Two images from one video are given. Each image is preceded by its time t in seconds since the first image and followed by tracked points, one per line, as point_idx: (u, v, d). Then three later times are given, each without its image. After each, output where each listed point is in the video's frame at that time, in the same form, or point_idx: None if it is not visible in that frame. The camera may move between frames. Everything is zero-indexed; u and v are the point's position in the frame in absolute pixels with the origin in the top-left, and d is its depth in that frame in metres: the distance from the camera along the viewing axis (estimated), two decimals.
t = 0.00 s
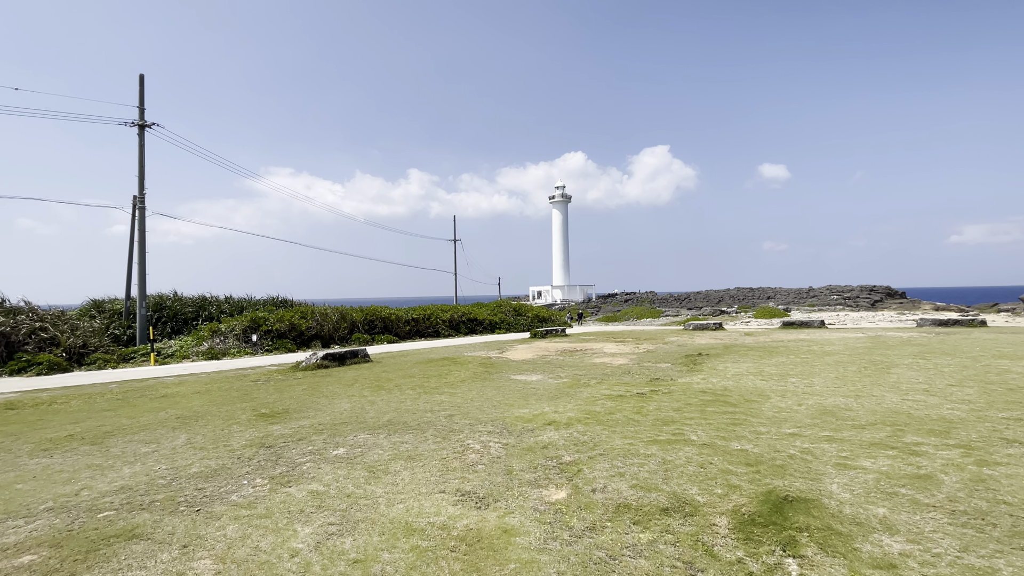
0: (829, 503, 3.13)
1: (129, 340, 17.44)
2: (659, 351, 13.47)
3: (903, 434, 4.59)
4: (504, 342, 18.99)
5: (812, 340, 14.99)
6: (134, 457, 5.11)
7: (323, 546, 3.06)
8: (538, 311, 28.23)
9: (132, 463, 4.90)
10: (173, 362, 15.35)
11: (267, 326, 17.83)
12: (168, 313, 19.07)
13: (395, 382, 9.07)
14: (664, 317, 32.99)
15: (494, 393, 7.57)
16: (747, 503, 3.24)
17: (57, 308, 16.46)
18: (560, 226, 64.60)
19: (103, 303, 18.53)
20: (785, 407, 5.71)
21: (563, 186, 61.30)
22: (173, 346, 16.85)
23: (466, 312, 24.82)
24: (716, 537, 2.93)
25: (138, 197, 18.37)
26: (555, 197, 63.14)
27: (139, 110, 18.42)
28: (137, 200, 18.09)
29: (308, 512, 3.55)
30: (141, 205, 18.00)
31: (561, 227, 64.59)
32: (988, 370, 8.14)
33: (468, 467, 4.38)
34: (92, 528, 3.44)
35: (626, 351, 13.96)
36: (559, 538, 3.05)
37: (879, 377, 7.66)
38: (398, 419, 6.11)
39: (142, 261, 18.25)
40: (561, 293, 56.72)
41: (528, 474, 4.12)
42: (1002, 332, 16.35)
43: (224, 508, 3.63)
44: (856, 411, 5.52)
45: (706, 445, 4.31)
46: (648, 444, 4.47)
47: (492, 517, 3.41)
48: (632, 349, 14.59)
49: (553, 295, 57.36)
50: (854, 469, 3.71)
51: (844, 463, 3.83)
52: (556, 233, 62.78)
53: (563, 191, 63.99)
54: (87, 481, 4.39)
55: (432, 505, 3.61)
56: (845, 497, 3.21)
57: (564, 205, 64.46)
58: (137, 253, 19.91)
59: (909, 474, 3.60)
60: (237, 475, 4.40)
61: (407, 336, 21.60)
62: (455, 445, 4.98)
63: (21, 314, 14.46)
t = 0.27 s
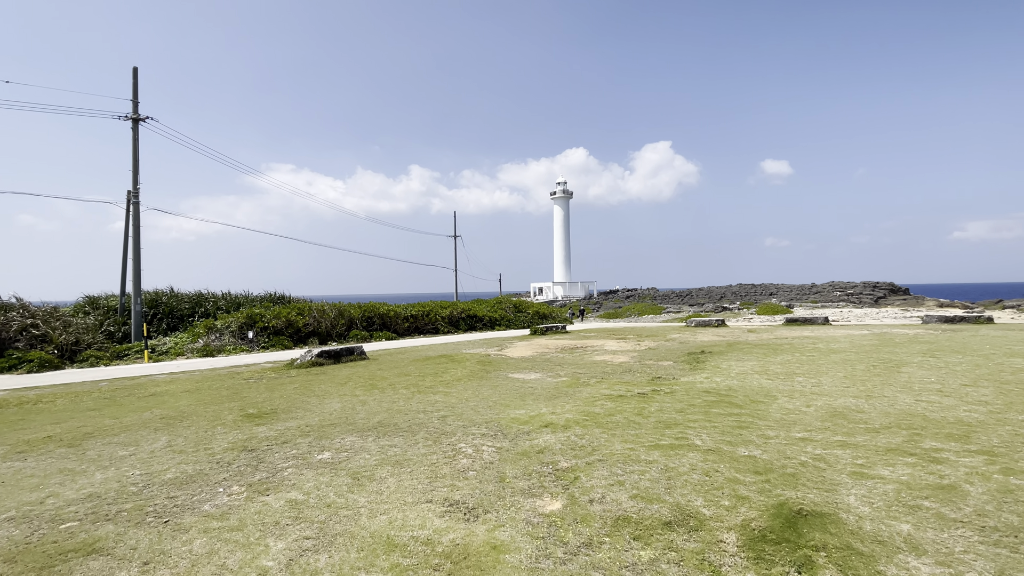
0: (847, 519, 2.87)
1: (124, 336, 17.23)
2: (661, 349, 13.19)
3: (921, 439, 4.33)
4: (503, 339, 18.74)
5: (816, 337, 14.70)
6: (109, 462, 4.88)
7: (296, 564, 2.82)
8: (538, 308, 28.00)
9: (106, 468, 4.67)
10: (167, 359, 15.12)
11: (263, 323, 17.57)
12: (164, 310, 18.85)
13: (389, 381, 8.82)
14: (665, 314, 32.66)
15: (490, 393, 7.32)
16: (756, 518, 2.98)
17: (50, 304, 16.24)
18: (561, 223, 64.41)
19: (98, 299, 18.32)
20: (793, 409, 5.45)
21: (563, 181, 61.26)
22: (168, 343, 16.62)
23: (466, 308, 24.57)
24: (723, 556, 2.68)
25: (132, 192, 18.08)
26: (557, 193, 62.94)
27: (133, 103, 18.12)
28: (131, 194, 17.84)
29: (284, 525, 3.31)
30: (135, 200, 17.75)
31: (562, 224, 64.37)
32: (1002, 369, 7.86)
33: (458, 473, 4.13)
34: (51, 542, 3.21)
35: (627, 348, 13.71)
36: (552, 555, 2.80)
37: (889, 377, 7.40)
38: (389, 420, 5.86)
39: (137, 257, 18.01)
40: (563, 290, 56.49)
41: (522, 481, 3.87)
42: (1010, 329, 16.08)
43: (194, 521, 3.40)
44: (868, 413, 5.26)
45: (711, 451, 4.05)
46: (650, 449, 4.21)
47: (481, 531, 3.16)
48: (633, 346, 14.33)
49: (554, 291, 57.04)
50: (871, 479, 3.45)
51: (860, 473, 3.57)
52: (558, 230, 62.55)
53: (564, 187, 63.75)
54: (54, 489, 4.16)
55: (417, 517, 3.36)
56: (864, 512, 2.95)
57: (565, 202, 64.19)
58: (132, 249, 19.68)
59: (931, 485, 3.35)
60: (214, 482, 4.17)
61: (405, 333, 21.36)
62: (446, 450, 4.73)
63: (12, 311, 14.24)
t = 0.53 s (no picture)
0: (872, 547, 2.60)
1: (117, 336, 16.97)
2: (663, 350, 12.90)
3: (944, 451, 4.05)
4: (502, 339, 18.45)
5: (821, 338, 14.41)
6: (80, 474, 4.61)
7: None
8: (538, 307, 27.73)
9: (75, 481, 4.41)
10: (159, 360, 14.85)
11: (258, 322, 17.29)
12: (158, 310, 18.59)
13: (383, 384, 8.54)
14: (666, 313, 32.35)
15: (486, 397, 7.04)
16: (772, 544, 2.70)
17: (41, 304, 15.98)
18: (562, 222, 64.13)
19: (92, 298, 18.07)
20: (804, 416, 5.16)
21: (564, 180, 60.96)
22: (161, 344, 16.36)
23: (465, 307, 24.29)
24: None
25: (125, 190, 17.81)
26: (557, 191, 62.65)
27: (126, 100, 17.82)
28: (124, 192, 17.57)
29: (255, 548, 3.05)
30: (129, 198, 17.48)
31: (562, 222, 64.07)
32: (1017, 372, 7.57)
33: (448, 488, 3.85)
34: None
35: (628, 349, 13.44)
36: None
37: (901, 381, 7.12)
38: (379, 427, 5.59)
39: (130, 256, 17.73)
40: (563, 289, 56.21)
41: (515, 498, 3.59)
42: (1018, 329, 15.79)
43: (157, 544, 3.13)
44: (884, 421, 4.98)
45: (719, 465, 3.77)
46: (653, 462, 3.94)
47: (469, 556, 2.88)
48: (634, 347, 14.04)
49: (555, 290, 56.73)
50: (895, 499, 3.17)
51: (883, 491, 3.29)
52: (558, 228, 62.23)
53: (564, 186, 63.46)
54: (15, 504, 3.90)
55: (400, 539, 3.09)
56: (891, 539, 2.67)
57: (566, 200, 63.89)
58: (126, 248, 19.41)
59: (961, 505, 3.07)
60: (186, 498, 3.90)
61: (403, 332, 21.08)
62: (437, 461, 4.46)
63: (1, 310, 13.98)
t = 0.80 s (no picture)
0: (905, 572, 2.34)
1: (109, 337, 16.68)
2: (665, 351, 12.64)
3: (969, 461, 3.79)
4: (501, 340, 18.19)
5: (825, 339, 14.15)
6: (48, 483, 4.34)
7: None
8: (538, 307, 27.48)
9: (41, 491, 4.13)
10: (151, 361, 14.56)
11: (253, 323, 17.00)
12: (152, 310, 18.30)
13: (376, 387, 8.27)
14: (667, 314, 32.12)
15: (482, 400, 6.77)
16: (792, 567, 2.44)
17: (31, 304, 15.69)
18: (561, 223, 63.95)
19: (84, 299, 17.77)
20: (816, 421, 4.90)
21: (563, 181, 60.80)
22: (154, 345, 16.07)
23: (463, 308, 24.02)
24: None
25: (118, 188, 17.53)
26: (557, 192, 62.46)
27: (118, 98, 17.56)
28: (117, 191, 17.30)
29: (222, 569, 2.78)
30: (122, 197, 17.22)
31: (562, 223, 63.88)
32: None
33: (437, 500, 3.58)
34: None
35: (628, 350, 13.18)
36: None
37: (913, 383, 6.85)
38: (368, 433, 5.32)
39: (123, 255, 17.45)
40: (563, 290, 55.99)
41: (509, 512, 3.32)
42: None
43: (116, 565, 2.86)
44: (901, 427, 4.72)
45: (729, 476, 3.51)
46: (658, 472, 3.67)
47: None
48: (635, 348, 13.79)
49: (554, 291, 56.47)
50: (924, 515, 2.91)
51: (909, 506, 3.03)
52: (558, 229, 62.01)
53: (564, 186, 63.31)
54: None
55: (381, 559, 2.81)
56: (924, 562, 2.41)
57: (565, 201, 63.71)
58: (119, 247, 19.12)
59: (996, 522, 2.82)
60: (154, 514, 3.62)
61: (401, 333, 20.80)
62: (427, 470, 4.19)
63: None
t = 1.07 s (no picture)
0: None
1: (100, 341, 16.40)
2: (665, 355, 12.39)
3: (994, 474, 3.55)
4: (499, 343, 17.93)
5: (828, 342, 13.91)
6: (12, 498, 4.08)
7: None
8: (536, 310, 27.23)
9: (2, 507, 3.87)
10: (141, 365, 14.28)
11: (246, 326, 16.72)
12: (144, 313, 18.02)
13: (368, 392, 8.01)
14: (666, 317, 31.90)
15: (477, 407, 6.51)
16: None
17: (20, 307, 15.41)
18: (560, 225, 63.78)
19: (74, 301, 17.49)
20: (827, 430, 4.66)
21: (562, 183, 60.66)
22: (145, 349, 15.78)
23: (461, 311, 23.76)
24: None
25: (109, 189, 17.27)
26: (556, 195, 62.33)
27: (110, 98, 17.32)
28: (109, 192, 17.05)
29: None
30: (113, 198, 16.95)
31: (560, 226, 63.71)
32: None
33: (424, 518, 3.33)
34: None
35: (628, 354, 12.92)
36: None
37: (923, 388, 6.61)
38: (355, 443, 5.06)
39: (114, 257, 17.17)
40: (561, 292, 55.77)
41: (502, 532, 3.07)
42: None
43: None
44: (917, 437, 4.48)
45: (739, 491, 3.26)
46: (662, 487, 3.42)
47: None
48: (634, 351, 13.54)
49: (553, 294, 56.22)
50: (954, 537, 2.66)
51: (936, 526, 2.78)
52: (556, 231, 61.84)
53: (562, 189, 63.21)
54: None
55: None
56: None
57: (564, 203, 63.59)
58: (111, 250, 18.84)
59: None
60: (119, 534, 3.37)
61: (397, 336, 20.53)
62: (416, 483, 3.93)
63: None
